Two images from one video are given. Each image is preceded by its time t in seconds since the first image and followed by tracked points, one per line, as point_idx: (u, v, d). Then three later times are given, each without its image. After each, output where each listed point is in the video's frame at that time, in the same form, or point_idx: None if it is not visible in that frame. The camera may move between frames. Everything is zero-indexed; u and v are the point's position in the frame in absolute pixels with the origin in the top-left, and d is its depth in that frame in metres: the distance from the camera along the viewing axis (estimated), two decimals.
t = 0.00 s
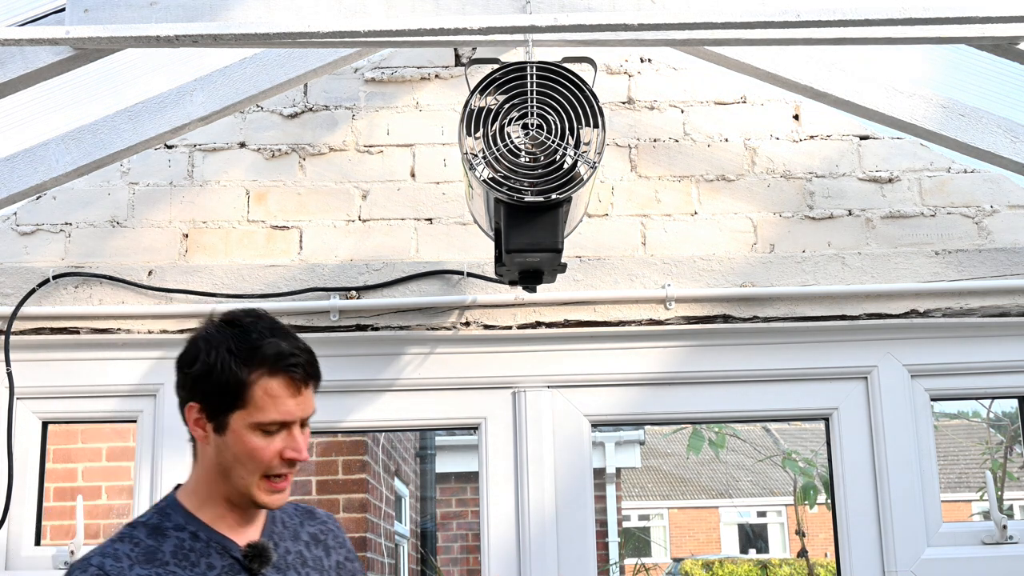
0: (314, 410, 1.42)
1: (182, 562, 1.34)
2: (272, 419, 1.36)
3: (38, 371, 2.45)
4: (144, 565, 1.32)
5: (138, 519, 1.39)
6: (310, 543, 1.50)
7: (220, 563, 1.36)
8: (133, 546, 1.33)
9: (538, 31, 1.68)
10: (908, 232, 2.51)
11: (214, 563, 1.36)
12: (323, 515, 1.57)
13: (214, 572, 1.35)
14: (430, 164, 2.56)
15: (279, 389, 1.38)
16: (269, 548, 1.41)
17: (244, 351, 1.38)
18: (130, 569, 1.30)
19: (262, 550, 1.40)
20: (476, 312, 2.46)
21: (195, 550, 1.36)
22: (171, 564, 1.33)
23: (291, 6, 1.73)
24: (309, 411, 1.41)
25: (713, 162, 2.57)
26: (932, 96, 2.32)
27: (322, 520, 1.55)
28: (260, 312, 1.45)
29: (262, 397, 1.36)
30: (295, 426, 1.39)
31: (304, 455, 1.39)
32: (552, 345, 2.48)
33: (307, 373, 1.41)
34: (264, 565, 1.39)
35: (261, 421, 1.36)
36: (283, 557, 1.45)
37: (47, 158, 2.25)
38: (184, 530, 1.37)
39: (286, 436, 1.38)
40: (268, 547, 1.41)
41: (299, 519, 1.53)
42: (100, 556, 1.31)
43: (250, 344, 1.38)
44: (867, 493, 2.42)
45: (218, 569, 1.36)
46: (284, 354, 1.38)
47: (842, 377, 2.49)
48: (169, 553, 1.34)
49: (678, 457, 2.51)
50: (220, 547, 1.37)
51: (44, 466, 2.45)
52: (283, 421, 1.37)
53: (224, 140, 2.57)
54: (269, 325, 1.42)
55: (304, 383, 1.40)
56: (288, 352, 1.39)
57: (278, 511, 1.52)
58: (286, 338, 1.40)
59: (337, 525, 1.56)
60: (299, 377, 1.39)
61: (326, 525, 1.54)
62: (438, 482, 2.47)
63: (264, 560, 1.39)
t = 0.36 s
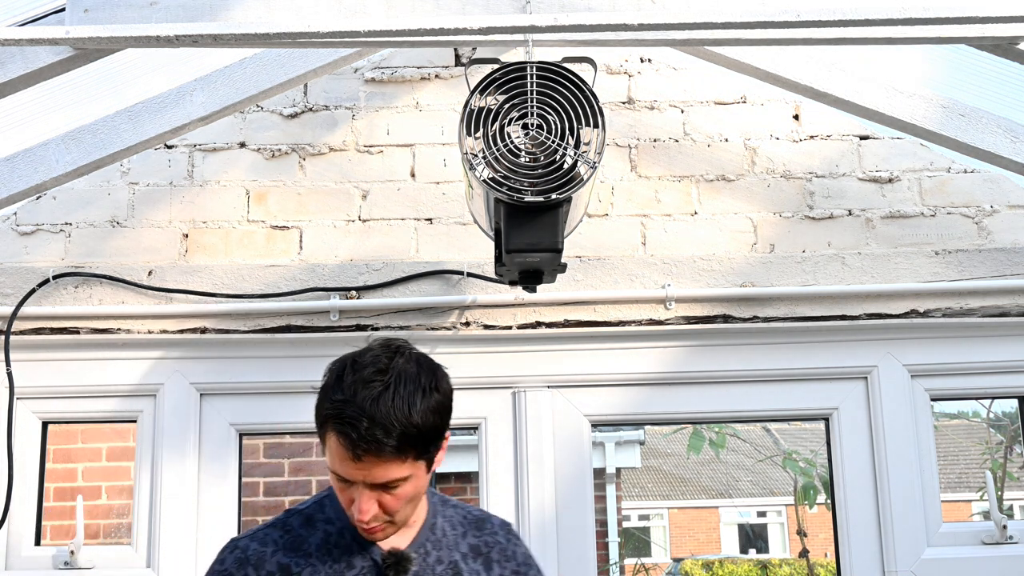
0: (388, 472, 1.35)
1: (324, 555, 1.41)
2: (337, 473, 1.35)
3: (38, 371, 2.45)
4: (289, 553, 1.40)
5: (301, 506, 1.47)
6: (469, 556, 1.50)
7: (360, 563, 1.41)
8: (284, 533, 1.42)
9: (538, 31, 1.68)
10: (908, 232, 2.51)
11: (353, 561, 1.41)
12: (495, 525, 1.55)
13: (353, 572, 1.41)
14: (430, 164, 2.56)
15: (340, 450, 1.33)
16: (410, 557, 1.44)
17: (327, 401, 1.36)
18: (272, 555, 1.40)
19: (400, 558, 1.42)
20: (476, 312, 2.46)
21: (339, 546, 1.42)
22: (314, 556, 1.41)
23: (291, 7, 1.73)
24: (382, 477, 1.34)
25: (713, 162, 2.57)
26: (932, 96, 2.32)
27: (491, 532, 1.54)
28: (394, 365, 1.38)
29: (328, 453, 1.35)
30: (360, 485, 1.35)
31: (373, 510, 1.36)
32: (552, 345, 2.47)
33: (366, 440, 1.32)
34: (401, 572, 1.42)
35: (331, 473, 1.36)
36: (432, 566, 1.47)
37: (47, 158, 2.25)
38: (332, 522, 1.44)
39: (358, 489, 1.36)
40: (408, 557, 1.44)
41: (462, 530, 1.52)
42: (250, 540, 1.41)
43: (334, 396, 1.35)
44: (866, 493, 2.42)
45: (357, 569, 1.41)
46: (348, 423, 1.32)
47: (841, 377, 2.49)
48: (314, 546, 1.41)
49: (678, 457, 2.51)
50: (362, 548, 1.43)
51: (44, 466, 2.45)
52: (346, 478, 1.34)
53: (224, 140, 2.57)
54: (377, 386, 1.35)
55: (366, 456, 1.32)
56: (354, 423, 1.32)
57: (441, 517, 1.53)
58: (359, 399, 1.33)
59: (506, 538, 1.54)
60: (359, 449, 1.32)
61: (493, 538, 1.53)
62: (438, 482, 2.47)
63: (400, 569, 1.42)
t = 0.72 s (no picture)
0: (480, 432, 1.39)
1: (408, 537, 1.46)
2: (428, 434, 1.40)
3: (38, 371, 2.45)
4: (374, 530, 1.46)
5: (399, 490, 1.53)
6: (568, 558, 1.47)
7: (443, 549, 1.45)
8: (376, 510, 1.49)
9: (538, 31, 1.68)
10: (908, 232, 2.51)
11: (436, 547, 1.45)
12: (601, 533, 1.51)
13: (434, 557, 1.44)
14: (430, 164, 2.56)
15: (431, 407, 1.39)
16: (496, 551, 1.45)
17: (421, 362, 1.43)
18: (357, 531, 1.46)
19: (482, 549, 1.44)
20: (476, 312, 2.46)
21: (424, 530, 1.46)
22: (398, 536, 1.46)
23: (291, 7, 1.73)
24: (473, 438, 1.38)
25: (713, 162, 2.57)
26: (932, 96, 2.32)
27: (596, 538, 1.50)
28: (488, 326, 1.45)
29: (422, 412, 1.41)
30: (452, 446, 1.39)
31: (464, 476, 1.39)
32: (552, 345, 2.47)
33: (457, 395, 1.38)
34: (483, 565, 1.43)
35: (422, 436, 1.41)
36: (523, 562, 1.46)
37: (46, 158, 2.25)
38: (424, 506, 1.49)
39: (448, 454, 1.39)
40: (494, 550, 1.45)
41: (566, 531, 1.50)
42: (341, 514, 1.49)
43: (428, 355, 1.42)
44: (866, 493, 2.42)
45: (439, 555, 1.44)
46: (440, 378, 1.39)
47: (841, 377, 2.49)
48: (400, 526, 1.47)
49: (678, 457, 2.51)
50: (449, 534, 1.46)
51: (44, 466, 2.45)
52: (437, 439, 1.39)
53: (224, 140, 2.57)
54: (470, 343, 1.42)
55: (458, 411, 1.38)
56: (446, 377, 1.39)
57: (543, 517, 1.51)
58: (450, 357, 1.40)
59: (612, 546, 1.50)
60: (450, 404, 1.38)
61: (597, 544, 1.49)
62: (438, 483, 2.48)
63: (483, 561, 1.43)
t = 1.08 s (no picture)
0: (543, 420, 1.39)
1: (483, 549, 1.46)
2: (489, 426, 1.40)
3: (39, 371, 2.45)
4: (446, 548, 1.46)
5: (452, 499, 1.53)
6: (636, 544, 1.55)
7: (524, 555, 1.47)
8: (439, 526, 1.48)
9: (538, 31, 1.68)
10: (908, 232, 2.51)
11: (515, 554, 1.46)
12: (657, 514, 1.61)
13: (517, 564, 1.46)
14: (430, 164, 2.56)
15: (489, 395, 1.40)
16: (580, 546, 1.48)
17: (475, 350, 1.44)
18: (429, 550, 1.45)
19: (569, 548, 1.47)
20: (476, 312, 2.46)
21: (499, 538, 1.47)
22: (473, 549, 1.46)
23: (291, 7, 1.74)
24: (534, 424, 1.39)
25: (713, 162, 2.57)
26: (932, 96, 2.32)
27: (654, 520, 1.59)
28: (540, 310, 1.47)
29: (481, 402, 1.41)
30: (515, 438, 1.39)
31: (530, 468, 1.40)
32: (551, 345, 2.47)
33: (516, 378, 1.38)
34: (572, 563, 1.46)
35: (483, 430, 1.41)
36: (600, 555, 1.52)
37: (46, 158, 2.25)
38: (490, 513, 1.49)
39: (511, 446, 1.40)
40: (579, 546, 1.48)
41: (625, 518, 1.58)
42: (403, 536, 1.47)
43: (482, 343, 1.44)
44: (866, 493, 2.42)
45: (521, 561, 1.46)
46: (497, 362, 1.40)
47: (841, 377, 2.49)
48: (471, 539, 1.47)
49: (678, 457, 2.51)
50: (525, 536, 1.48)
51: (44, 466, 2.45)
52: (498, 430, 1.39)
53: (224, 140, 2.57)
54: (524, 328, 1.44)
55: (518, 395, 1.38)
56: (503, 361, 1.40)
57: (602, 507, 1.59)
58: (506, 342, 1.42)
59: (670, 526, 1.60)
60: (509, 389, 1.38)
61: (658, 527, 1.58)
62: (438, 483, 2.48)
63: (571, 559, 1.46)
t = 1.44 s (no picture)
0: (595, 379, 1.27)
1: (552, 535, 1.29)
2: (542, 392, 1.29)
3: (38, 371, 2.45)
4: (513, 534, 1.29)
5: (523, 484, 1.36)
6: (728, 532, 1.31)
7: (594, 540, 1.29)
8: (508, 512, 1.32)
9: (538, 31, 1.67)
10: (908, 232, 2.51)
11: (586, 540, 1.29)
12: (759, 497, 1.34)
13: (587, 551, 1.28)
14: (430, 164, 2.56)
15: (539, 358, 1.29)
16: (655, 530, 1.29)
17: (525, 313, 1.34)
18: (495, 537, 1.29)
19: (640, 531, 1.28)
20: (476, 312, 2.46)
21: (569, 523, 1.30)
22: (541, 536, 1.29)
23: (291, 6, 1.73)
24: (588, 385, 1.27)
25: (713, 162, 2.57)
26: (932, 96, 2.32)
27: (754, 504, 1.33)
28: (592, 269, 1.36)
29: (531, 367, 1.31)
30: (568, 401, 1.27)
31: (587, 433, 1.27)
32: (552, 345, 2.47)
33: (563, 336, 1.28)
34: (644, 550, 1.27)
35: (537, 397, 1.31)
36: (682, 542, 1.30)
37: (46, 158, 2.24)
38: (561, 496, 1.32)
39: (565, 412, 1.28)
40: (652, 530, 1.28)
41: (720, 501, 1.34)
42: (470, 521, 1.31)
43: (529, 305, 1.34)
44: (867, 494, 2.42)
45: (591, 547, 1.28)
46: (543, 322, 1.30)
47: (842, 377, 2.49)
48: (540, 525, 1.30)
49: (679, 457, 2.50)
50: (596, 521, 1.30)
51: (44, 466, 2.45)
52: (551, 395, 1.28)
53: (224, 140, 2.56)
54: (575, 286, 1.33)
55: (566, 355, 1.27)
56: (549, 320, 1.29)
57: (692, 488, 1.36)
58: (554, 301, 1.32)
59: (775, 511, 1.33)
60: (556, 348, 1.27)
61: (757, 511, 1.32)
62: (438, 483, 2.47)
63: (643, 544, 1.27)
